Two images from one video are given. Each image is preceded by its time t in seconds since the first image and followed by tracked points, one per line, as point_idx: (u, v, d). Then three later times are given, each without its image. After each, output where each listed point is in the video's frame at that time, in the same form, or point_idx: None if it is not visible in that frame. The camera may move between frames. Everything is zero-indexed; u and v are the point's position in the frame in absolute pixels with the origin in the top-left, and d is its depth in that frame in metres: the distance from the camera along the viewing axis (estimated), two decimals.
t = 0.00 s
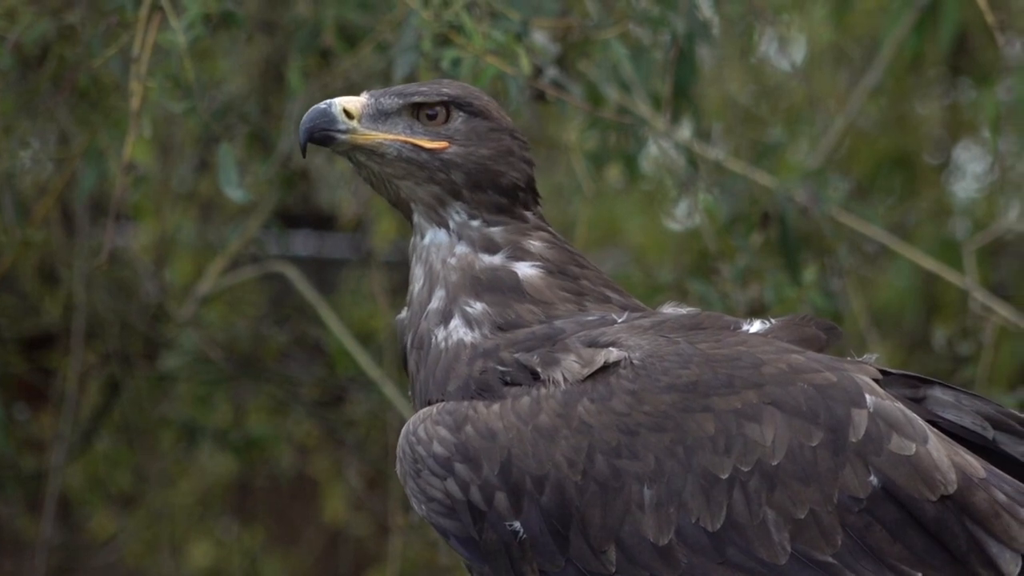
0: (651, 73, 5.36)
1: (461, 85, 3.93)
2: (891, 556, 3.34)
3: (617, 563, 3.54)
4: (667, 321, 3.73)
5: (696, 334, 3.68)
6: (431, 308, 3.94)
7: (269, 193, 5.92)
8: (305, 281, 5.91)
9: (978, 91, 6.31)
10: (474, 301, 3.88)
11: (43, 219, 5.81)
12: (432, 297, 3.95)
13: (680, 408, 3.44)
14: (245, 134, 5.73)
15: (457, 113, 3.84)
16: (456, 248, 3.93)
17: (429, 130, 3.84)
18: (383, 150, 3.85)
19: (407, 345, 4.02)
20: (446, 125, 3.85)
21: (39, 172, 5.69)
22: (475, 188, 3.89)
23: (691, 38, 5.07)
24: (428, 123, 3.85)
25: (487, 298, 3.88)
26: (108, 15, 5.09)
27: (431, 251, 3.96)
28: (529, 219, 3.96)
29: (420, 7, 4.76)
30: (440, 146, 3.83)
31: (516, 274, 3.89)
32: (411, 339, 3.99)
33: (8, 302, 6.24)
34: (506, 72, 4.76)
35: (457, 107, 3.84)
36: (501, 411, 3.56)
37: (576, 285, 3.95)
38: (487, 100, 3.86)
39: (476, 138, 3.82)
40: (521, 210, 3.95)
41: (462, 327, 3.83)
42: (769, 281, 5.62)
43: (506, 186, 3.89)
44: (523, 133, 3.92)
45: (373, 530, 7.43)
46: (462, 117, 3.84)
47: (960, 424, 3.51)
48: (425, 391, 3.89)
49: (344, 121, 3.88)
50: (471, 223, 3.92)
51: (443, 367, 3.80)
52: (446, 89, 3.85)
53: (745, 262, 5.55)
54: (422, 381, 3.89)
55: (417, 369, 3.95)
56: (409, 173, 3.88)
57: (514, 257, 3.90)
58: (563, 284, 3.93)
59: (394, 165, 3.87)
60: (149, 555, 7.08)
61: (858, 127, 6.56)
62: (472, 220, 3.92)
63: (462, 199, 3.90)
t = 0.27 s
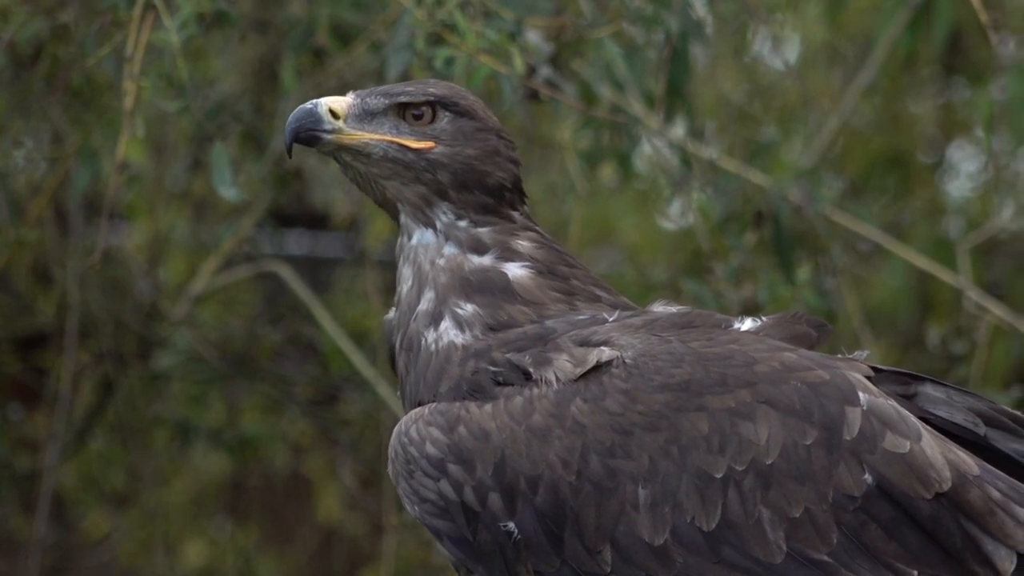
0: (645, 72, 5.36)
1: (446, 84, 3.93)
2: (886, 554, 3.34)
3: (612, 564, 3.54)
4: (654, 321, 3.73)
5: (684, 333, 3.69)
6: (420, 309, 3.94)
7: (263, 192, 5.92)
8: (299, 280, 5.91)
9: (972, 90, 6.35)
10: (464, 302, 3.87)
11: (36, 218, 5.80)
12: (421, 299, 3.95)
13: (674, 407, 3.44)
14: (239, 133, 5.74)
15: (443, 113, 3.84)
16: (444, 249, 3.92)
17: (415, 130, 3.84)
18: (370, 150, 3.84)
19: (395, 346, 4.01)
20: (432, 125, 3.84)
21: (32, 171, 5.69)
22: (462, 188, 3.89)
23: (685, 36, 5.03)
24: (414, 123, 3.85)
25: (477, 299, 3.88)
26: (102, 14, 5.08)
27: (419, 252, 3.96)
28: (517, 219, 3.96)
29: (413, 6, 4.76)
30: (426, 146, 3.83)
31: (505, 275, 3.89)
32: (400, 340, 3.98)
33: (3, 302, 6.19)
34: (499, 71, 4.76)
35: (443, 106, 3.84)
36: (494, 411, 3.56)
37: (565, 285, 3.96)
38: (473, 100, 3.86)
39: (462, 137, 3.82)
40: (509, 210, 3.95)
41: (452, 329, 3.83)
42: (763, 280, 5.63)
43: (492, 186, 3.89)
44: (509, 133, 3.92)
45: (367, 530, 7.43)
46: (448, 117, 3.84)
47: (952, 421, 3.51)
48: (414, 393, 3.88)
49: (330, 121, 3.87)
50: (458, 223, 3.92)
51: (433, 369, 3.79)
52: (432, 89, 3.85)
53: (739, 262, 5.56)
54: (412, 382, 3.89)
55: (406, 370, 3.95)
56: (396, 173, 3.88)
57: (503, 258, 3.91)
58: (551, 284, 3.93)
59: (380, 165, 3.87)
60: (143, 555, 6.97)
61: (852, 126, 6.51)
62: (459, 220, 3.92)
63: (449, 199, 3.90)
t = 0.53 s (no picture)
0: (639, 69, 5.37)
1: (435, 83, 3.93)
2: (885, 550, 3.35)
3: (610, 563, 3.54)
4: (643, 319, 3.73)
5: (674, 330, 3.69)
6: (410, 308, 3.94)
7: (257, 189, 5.92)
8: (293, 278, 5.90)
9: (966, 87, 6.35)
10: (455, 300, 3.88)
11: (31, 216, 5.79)
12: (411, 296, 3.94)
13: (668, 405, 3.44)
14: (234, 131, 5.75)
15: (432, 111, 3.84)
16: (433, 246, 3.92)
17: (405, 128, 3.84)
18: (359, 148, 3.84)
19: (384, 345, 4.00)
20: (420, 124, 3.85)
21: (27, 169, 5.70)
22: (451, 186, 3.88)
23: (679, 34, 5.04)
24: (403, 121, 3.85)
25: (469, 297, 3.88)
26: (96, 12, 5.08)
27: (408, 249, 3.95)
28: (506, 217, 3.96)
29: (408, 3, 4.75)
30: (414, 144, 3.83)
31: (496, 272, 3.89)
32: (389, 339, 3.98)
33: None
34: (493, 68, 4.76)
35: (433, 104, 3.85)
36: (488, 411, 3.57)
37: (555, 282, 3.96)
38: (462, 98, 3.86)
39: (451, 136, 3.82)
40: (498, 208, 3.94)
41: (443, 327, 3.83)
42: (757, 278, 5.64)
43: (481, 183, 3.88)
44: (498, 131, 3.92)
45: (361, 528, 7.42)
46: (437, 115, 3.84)
47: (944, 415, 3.51)
48: (406, 391, 3.88)
49: (319, 120, 3.87)
50: (447, 220, 3.91)
51: (425, 368, 3.79)
52: (421, 87, 3.86)
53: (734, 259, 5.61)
54: (403, 381, 3.88)
55: (397, 368, 3.94)
56: (385, 172, 3.87)
57: (492, 255, 3.90)
58: (541, 282, 3.92)
59: (369, 164, 3.87)
60: (137, 552, 7.00)
61: (847, 124, 6.52)
62: (449, 218, 3.91)
63: (438, 197, 3.89)
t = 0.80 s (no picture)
0: (636, 67, 5.37)
1: (428, 81, 3.93)
2: (883, 548, 3.37)
3: (610, 563, 3.54)
4: (635, 316, 3.72)
5: (667, 327, 3.68)
6: (401, 302, 3.92)
7: (254, 186, 5.92)
8: (290, 275, 5.90)
9: (963, 84, 6.37)
10: (447, 294, 3.86)
11: (27, 214, 5.79)
12: (402, 290, 3.93)
13: (665, 404, 3.45)
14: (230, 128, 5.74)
15: (426, 108, 3.85)
16: (424, 241, 3.91)
17: (398, 125, 3.83)
18: (353, 146, 3.84)
19: (374, 341, 3.98)
20: (414, 121, 3.84)
21: (24, 165, 5.72)
22: (445, 183, 3.88)
23: (677, 32, 5.02)
24: (397, 118, 3.85)
25: (461, 291, 3.86)
26: (92, 9, 5.07)
27: (399, 243, 3.94)
28: (499, 214, 3.95)
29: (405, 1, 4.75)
30: (408, 142, 3.82)
31: (488, 267, 3.88)
32: (379, 334, 3.95)
33: None
34: (490, 66, 4.76)
35: (426, 102, 3.85)
36: (484, 409, 3.56)
37: (547, 278, 3.95)
38: (456, 95, 3.87)
39: (445, 133, 3.82)
40: (491, 205, 3.94)
41: (436, 323, 3.82)
42: (754, 276, 5.65)
43: (475, 180, 3.89)
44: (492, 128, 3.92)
45: (358, 525, 7.43)
46: (431, 113, 3.84)
47: (937, 410, 3.52)
48: (397, 387, 3.86)
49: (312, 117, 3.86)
50: (440, 216, 3.90)
51: (418, 365, 3.78)
52: (415, 85, 3.86)
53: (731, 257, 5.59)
54: (395, 377, 3.87)
55: (388, 363, 3.93)
56: (378, 169, 3.87)
57: (484, 250, 3.89)
58: (533, 277, 3.92)
59: (363, 161, 3.86)
60: (134, 549, 7.02)
61: (843, 121, 6.58)
62: (441, 213, 3.91)
63: (432, 193, 3.89)
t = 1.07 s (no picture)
0: (634, 63, 5.38)
1: (426, 77, 3.94)
2: (883, 549, 3.38)
3: (609, 560, 3.53)
4: (632, 311, 3.72)
5: (664, 323, 3.68)
6: (397, 290, 3.88)
7: (252, 182, 5.92)
8: (288, 271, 5.90)
9: (960, 80, 6.39)
10: (443, 284, 3.82)
11: (25, 209, 5.79)
12: (397, 279, 3.90)
13: (665, 401, 3.45)
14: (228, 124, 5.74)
15: (423, 104, 3.85)
16: (420, 230, 3.89)
17: (396, 121, 3.84)
18: (350, 141, 3.85)
19: (368, 331, 3.95)
20: (412, 116, 3.85)
21: (22, 161, 5.74)
22: (443, 177, 3.88)
23: (674, 28, 4.98)
24: (394, 114, 3.86)
25: (457, 280, 3.82)
26: (89, 5, 5.07)
27: (395, 232, 3.92)
28: (496, 208, 3.94)
29: None
30: (405, 137, 3.84)
31: (484, 257, 3.85)
32: (373, 324, 3.92)
33: None
34: (487, 62, 4.77)
35: (424, 97, 3.85)
36: (483, 404, 3.55)
37: (542, 270, 3.93)
38: (454, 91, 3.87)
39: (442, 128, 3.83)
40: (488, 199, 3.93)
41: (432, 313, 3.78)
42: (752, 272, 5.65)
43: (473, 175, 3.89)
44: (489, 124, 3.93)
45: (356, 520, 7.44)
46: (429, 108, 3.85)
47: (931, 408, 3.51)
48: (393, 378, 3.83)
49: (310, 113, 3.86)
50: (436, 207, 3.89)
51: (415, 356, 3.75)
52: (413, 80, 3.86)
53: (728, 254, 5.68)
54: (391, 367, 3.83)
55: (383, 354, 3.90)
56: (376, 164, 3.88)
57: (479, 241, 3.86)
58: (529, 269, 3.89)
59: (360, 156, 3.87)
60: (133, 545, 7.05)
61: (841, 117, 6.53)
62: (438, 205, 3.89)
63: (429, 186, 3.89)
